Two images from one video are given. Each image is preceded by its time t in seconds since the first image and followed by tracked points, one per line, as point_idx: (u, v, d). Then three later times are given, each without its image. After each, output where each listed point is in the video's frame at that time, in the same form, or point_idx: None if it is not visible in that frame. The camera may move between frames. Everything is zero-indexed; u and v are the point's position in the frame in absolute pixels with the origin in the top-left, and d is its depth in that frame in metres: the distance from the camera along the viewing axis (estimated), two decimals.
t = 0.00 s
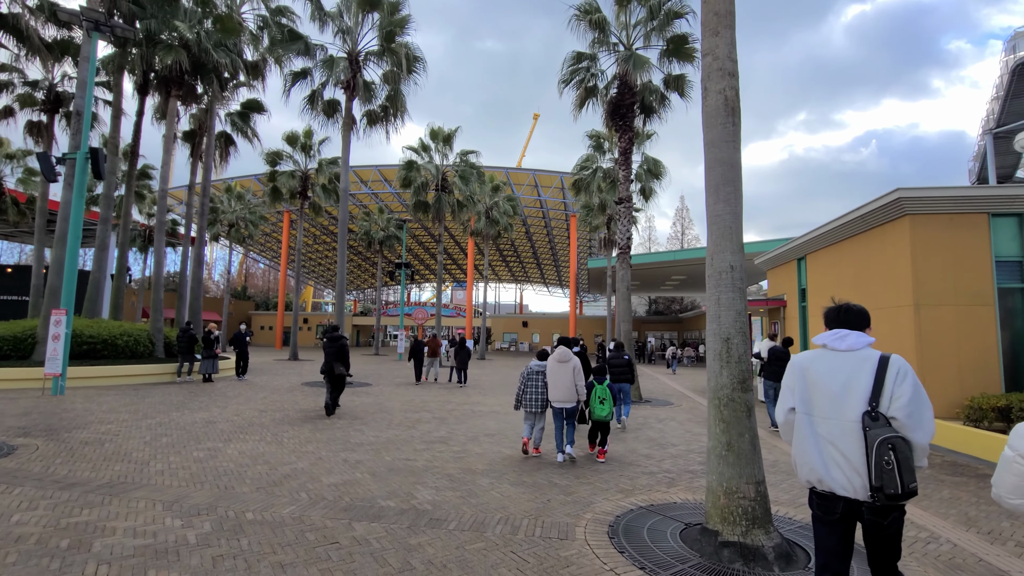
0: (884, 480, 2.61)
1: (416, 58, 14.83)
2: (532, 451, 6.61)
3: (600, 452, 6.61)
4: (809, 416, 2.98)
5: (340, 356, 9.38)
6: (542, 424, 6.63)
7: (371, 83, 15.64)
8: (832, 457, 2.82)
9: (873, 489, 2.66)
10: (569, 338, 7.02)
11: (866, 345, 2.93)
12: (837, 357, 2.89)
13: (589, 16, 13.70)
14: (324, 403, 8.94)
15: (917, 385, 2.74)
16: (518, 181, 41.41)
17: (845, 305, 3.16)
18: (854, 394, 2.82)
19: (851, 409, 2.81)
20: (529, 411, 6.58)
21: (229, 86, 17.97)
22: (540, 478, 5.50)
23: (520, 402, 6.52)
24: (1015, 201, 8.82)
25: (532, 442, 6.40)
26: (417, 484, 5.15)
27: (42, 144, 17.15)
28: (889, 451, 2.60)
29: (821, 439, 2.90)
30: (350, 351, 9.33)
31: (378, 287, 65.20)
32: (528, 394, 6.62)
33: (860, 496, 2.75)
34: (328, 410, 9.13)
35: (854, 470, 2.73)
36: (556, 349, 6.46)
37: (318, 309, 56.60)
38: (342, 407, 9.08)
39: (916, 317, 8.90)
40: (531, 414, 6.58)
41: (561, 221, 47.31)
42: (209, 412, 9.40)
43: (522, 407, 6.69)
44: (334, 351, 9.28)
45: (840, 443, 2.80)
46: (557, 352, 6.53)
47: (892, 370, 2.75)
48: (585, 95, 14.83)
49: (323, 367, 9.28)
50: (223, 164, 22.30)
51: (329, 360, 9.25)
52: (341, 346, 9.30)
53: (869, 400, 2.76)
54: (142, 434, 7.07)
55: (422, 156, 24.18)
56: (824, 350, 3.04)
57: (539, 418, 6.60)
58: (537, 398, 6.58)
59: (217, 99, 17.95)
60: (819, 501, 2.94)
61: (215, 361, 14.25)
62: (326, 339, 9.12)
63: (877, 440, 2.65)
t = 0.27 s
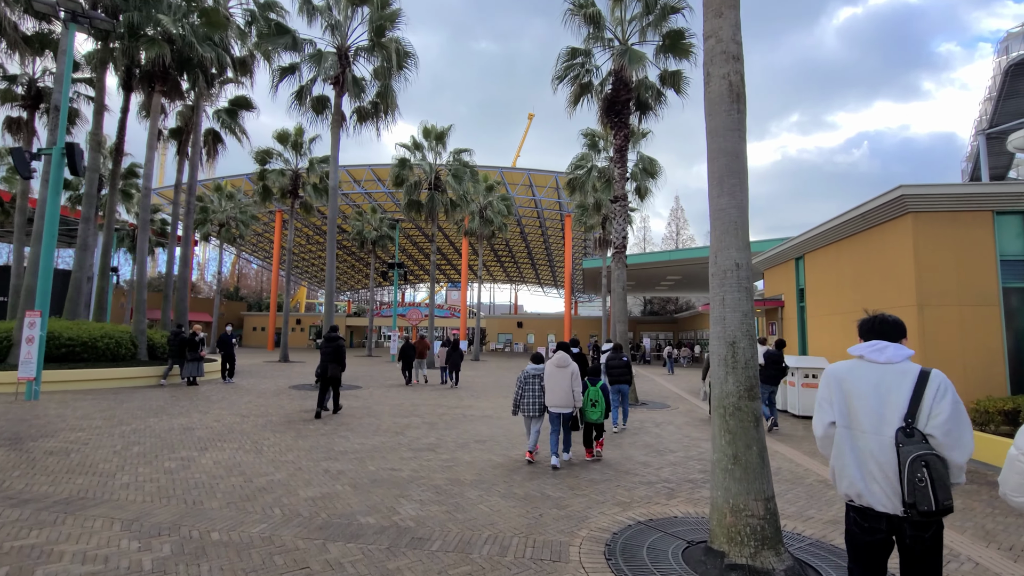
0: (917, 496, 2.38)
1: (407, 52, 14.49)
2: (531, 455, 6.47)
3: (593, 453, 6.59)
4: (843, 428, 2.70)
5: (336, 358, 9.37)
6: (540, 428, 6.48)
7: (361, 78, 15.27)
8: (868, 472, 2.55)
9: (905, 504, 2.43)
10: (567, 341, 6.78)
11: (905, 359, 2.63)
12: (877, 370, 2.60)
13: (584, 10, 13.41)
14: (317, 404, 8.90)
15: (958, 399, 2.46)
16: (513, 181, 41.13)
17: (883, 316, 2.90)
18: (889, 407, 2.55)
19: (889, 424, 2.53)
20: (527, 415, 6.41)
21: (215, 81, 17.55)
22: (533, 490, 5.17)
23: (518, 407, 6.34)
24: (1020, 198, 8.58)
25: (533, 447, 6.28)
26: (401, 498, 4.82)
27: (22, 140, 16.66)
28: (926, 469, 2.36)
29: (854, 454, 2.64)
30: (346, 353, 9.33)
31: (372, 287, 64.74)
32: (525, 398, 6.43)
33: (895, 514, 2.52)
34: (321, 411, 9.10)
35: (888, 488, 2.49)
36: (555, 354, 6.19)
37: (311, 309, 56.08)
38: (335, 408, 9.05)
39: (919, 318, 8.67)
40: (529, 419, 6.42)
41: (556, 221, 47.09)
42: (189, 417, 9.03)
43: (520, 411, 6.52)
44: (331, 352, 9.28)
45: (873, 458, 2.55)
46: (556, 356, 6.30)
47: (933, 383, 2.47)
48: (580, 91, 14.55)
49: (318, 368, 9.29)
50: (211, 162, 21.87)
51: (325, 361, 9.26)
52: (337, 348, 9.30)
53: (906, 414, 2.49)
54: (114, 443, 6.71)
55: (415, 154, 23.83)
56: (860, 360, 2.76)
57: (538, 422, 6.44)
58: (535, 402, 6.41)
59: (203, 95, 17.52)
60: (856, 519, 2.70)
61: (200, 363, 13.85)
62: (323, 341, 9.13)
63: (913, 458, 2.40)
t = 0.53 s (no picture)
0: (964, 485, 2.25)
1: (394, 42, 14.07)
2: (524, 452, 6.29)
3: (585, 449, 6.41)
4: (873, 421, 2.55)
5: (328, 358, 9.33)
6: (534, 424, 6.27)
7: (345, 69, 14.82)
8: (904, 463, 2.42)
9: (950, 496, 2.29)
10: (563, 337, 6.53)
11: (929, 350, 2.54)
12: (907, 359, 2.48)
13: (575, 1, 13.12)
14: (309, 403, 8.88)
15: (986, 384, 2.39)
16: (503, 179, 40.79)
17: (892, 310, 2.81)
18: (923, 396, 2.42)
19: (920, 413, 2.42)
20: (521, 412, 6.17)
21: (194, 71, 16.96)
22: (520, 496, 4.83)
23: (511, 404, 6.09)
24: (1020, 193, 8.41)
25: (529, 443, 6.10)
26: (379, 507, 4.46)
27: None
28: (971, 457, 2.26)
29: (888, 446, 2.49)
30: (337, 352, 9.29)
31: (360, 286, 64.05)
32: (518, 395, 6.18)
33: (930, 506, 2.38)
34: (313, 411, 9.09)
35: (930, 479, 2.34)
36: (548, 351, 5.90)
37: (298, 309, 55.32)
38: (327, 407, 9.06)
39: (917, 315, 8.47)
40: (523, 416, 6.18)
41: (546, 219, 46.84)
42: (160, 419, 8.58)
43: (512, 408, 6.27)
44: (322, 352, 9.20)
45: (910, 451, 2.40)
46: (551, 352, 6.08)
47: (964, 369, 2.37)
48: (571, 85, 14.26)
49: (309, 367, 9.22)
50: (193, 156, 21.29)
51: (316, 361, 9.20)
52: (329, 348, 9.23)
53: (941, 402, 2.37)
54: (73, 447, 6.27)
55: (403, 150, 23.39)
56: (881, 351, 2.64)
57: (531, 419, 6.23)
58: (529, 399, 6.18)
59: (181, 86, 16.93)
60: (884, 511, 2.56)
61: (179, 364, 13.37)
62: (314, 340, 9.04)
63: (957, 445, 2.28)
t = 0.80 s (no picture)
0: (969, 484, 2.20)
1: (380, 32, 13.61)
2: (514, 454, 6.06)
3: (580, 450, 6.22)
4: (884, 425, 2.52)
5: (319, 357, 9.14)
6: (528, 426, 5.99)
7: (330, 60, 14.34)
8: (914, 463, 2.38)
9: (956, 494, 2.25)
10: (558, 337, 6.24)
11: (937, 350, 2.49)
12: (912, 362, 2.44)
13: None
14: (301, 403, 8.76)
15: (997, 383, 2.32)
16: (493, 177, 40.38)
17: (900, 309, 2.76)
18: (932, 397, 2.38)
19: (929, 414, 2.38)
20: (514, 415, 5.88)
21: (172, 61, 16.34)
22: (512, 509, 4.50)
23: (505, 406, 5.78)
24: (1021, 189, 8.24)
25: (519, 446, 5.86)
26: (356, 522, 4.09)
27: None
28: (975, 456, 2.20)
29: (899, 448, 2.45)
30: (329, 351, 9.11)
31: (349, 285, 63.26)
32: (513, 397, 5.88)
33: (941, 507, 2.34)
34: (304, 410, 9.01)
35: (939, 480, 2.30)
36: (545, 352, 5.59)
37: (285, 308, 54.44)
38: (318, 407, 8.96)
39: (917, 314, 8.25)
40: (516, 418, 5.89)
41: (537, 218, 46.49)
42: (131, 424, 8.12)
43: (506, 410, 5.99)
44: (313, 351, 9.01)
45: (919, 453, 2.37)
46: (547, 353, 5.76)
47: (970, 369, 2.33)
48: (563, 79, 13.92)
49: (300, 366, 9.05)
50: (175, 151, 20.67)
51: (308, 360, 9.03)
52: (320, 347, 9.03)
53: (949, 403, 2.33)
54: (30, 457, 5.83)
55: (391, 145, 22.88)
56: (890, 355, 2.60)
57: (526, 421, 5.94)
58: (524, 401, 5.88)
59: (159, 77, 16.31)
60: (900, 511, 2.51)
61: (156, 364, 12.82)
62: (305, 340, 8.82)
63: (960, 445, 2.24)
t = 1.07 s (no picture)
0: (977, 468, 2.00)
1: (368, 23, 13.19)
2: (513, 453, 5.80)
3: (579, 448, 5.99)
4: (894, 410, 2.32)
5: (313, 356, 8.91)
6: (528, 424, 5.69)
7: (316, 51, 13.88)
8: (921, 449, 2.18)
9: (966, 478, 2.04)
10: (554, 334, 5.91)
11: (950, 334, 2.27)
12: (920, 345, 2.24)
13: None
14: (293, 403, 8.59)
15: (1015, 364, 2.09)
16: (486, 175, 40.01)
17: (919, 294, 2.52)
18: (940, 378, 2.18)
19: (938, 397, 2.18)
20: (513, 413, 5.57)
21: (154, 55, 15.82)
22: (503, 520, 4.16)
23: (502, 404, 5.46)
24: None
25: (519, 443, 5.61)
26: (333, 539, 3.73)
27: None
28: (983, 440, 2.00)
29: (905, 434, 2.26)
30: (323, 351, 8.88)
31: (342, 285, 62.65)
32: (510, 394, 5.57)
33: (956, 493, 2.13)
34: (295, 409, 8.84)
35: (947, 465, 2.11)
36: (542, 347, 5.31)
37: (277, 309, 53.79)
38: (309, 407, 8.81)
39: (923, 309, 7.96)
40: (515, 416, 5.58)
41: (531, 216, 46.16)
42: (104, 431, 7.71)
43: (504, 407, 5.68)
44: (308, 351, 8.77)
45: (927, 438, 2.17)
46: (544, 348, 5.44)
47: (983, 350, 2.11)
48: (556, 71, 13.60)
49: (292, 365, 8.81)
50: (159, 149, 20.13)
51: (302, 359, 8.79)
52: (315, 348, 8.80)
53: (958, 385, 2.12)
54: None
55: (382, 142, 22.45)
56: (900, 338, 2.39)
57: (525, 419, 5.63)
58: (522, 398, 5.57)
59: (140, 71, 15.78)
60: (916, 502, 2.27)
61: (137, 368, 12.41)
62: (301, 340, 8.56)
63: (966, 429, 2.04)
